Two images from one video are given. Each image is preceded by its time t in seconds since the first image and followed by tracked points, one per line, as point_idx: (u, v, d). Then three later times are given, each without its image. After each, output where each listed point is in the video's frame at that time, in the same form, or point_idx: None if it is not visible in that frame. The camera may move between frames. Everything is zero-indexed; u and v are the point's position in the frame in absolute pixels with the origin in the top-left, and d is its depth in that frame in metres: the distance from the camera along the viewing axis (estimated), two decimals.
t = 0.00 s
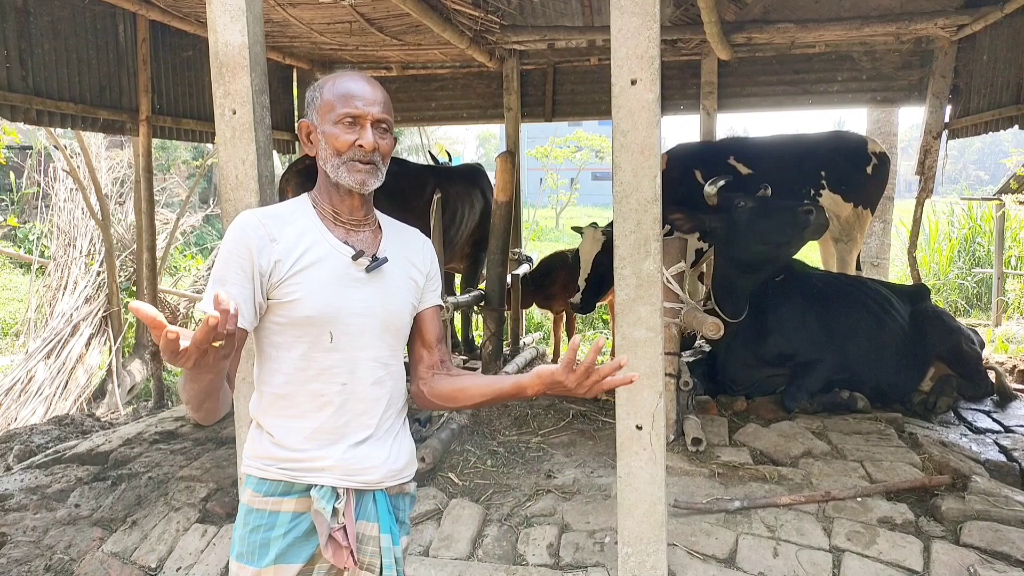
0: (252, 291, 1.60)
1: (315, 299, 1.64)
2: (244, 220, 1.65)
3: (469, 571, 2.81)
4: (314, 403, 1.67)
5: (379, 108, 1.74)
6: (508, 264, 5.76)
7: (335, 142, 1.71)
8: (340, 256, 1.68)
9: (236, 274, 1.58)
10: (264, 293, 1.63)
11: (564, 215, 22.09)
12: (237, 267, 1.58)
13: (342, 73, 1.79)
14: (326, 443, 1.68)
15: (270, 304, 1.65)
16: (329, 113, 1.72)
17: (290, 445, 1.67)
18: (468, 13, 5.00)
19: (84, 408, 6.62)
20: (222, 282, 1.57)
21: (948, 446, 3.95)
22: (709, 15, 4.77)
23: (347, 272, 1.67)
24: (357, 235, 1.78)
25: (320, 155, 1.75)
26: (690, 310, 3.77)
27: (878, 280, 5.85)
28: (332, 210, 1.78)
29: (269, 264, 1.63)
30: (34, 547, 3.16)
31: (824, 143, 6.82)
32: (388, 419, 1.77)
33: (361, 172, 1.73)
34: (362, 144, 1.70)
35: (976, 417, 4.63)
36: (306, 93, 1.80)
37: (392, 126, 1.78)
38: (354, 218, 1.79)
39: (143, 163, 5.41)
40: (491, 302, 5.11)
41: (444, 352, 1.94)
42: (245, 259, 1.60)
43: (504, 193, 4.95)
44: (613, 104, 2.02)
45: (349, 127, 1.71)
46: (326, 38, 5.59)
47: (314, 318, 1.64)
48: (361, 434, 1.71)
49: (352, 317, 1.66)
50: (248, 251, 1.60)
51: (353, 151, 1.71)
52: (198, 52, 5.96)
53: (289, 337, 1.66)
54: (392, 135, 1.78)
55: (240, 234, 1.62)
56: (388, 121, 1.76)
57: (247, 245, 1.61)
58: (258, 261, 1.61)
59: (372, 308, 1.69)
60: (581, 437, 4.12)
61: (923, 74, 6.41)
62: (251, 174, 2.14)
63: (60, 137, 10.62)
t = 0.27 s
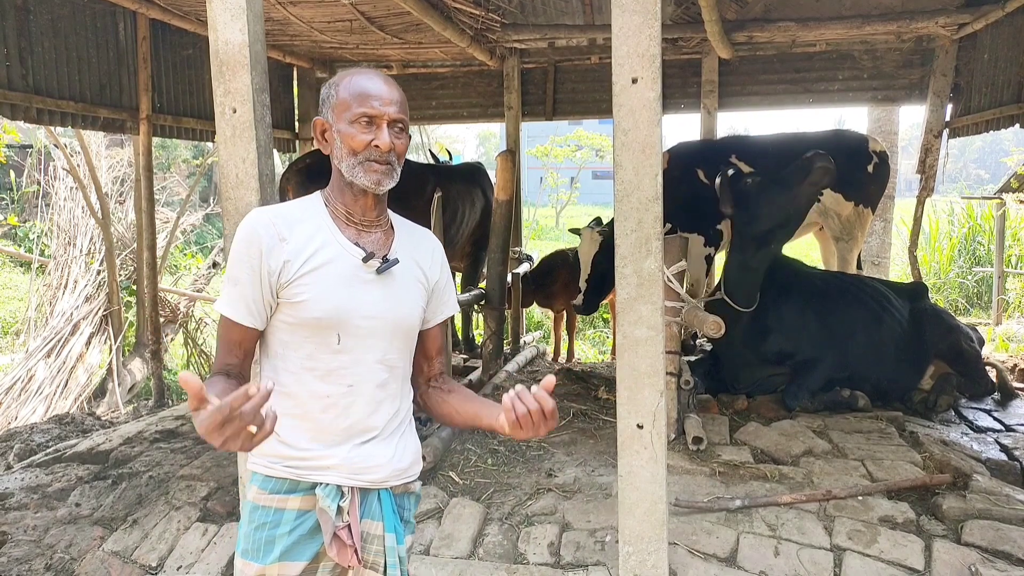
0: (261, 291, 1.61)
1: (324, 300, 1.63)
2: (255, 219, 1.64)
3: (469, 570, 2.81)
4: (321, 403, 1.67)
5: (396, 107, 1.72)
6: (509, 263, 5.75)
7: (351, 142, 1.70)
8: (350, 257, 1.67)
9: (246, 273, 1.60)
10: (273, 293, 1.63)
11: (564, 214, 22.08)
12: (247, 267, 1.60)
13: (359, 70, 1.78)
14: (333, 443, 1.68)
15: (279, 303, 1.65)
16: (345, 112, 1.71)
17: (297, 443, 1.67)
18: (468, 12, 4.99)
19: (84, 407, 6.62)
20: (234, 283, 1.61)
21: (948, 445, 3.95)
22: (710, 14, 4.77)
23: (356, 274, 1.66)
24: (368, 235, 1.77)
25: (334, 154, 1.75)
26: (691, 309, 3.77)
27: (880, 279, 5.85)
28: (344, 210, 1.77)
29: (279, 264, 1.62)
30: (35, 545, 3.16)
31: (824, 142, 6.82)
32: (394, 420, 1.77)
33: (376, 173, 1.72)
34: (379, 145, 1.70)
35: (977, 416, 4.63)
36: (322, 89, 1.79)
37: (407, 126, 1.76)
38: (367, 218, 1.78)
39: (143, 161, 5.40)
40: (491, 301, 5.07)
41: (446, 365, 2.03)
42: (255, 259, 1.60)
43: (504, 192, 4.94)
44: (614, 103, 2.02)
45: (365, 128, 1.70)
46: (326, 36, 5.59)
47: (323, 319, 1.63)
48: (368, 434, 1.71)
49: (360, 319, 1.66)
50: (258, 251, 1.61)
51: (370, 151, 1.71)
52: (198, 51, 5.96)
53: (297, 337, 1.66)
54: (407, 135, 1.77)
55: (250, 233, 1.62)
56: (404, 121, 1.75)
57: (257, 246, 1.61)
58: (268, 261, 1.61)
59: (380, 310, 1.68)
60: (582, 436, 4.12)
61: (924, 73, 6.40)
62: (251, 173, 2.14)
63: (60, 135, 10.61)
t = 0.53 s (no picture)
0: (272, 292, 1.59)
1: (335, 300, 1.62)
2: (265, 216, 1.62)
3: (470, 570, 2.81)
4: (329, 404, 1.67)
5: (389, 104, 1.71)
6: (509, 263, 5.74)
7: (348, 143, 1.70)
8: (360, 258, 1.67)
9: (258, 274, 1.57)
10: (283, 293, 1.61)
11: (564, 214, 22.07)
12: (259, 267, 1.57)
13: (354, 70, 1.77)
14: (340, 443, 1.68)
15: (288, 302, 1.63)
16: (341, 115, 1.71)
17: (304, 444, 1.67)
18: (468, 11, 4.99)
19: (84, 406, 6.62)
20: (247, 282, 1.58)
21: (949, 444, 3.95)
22: (710, 13, 4.76)
23: (366, 274, 1.66)
24: (377, 235, 1.76)
25: (336, 156, 1.75)
26: (692, 308, 3.76)
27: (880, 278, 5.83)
28: (352, 210, 1.75)
29: (291, 264, 1.60)
30: (35, 545, 3.16)
31: (824, 142, 6.82)
32: (399, 421, 1.78)
33: (374, 172, 1.71)
34: (373, 143, 1.69)
35: (978, 416, 4.63)
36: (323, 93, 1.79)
37: (405, 121, 1.74)
38: (374, 218, 1.77)
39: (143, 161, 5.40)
40: (491, 301, 5.07)
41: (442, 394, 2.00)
42: (267, 258, 1.58)
43: (504, 192, 4.94)
44: (615, 102, 2.01)
45: (359, 127, 1.70)
46: (326, 36, 5.58)
47: (333, 320, 1.63)
48: (375, 435, 1.72)
49: (370, 319, 1.66)
50: (270, 251, 1.59)
51: (365, 151, 1.70)
52: (198, 50, 5.95)
53: (306, 337, 1.64)
54: (405, 130, 1.75)
55: (262, 232, 1.60)
56: (400, 116, 1.73)
57: (268, 244, 1.59)
58: (280, 261, 1.59)
59: (389, 311, 1.69)
60: (583, 435, 4.11)
61: (924, 72, 6.39)
62: (251, 172, 2.13)
63: (60, 135, 10.61)
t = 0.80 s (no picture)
0: (273, 294, 1.59)
1: (337, 302, 1.62)
2: (267, 217, 1.61)
3: (470, 569, 2.80)
4: (331, 405, 1.67)
5: (386, 98, 1.70)
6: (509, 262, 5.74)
7: (345, 140, 1.70)
8: (362, 259, 1.66)
9: (259, 276, 1.57)
10: (284, 294, 1.61)
11: (565, 213, 22.05)
12: (260, 269, 1.57)
13: (355, 67, 1.76)
14: (343, 445, 1.68)
15: (290, 303, 1.63)
16: (338, 112, 1.71)
17: (306, 445, 1.66)
18: (468, 10, 4.98)
19: (84, 406, 6.61)
20: (248, 285, 1.58)
21: (950, 444, 3.94)
22: (711, 12, 4.75)
23: (368, 275, 1.66)
24: (380, 236, 1.76)
25: (336, 155, 1.75)
26: (692, 308, 3.75)
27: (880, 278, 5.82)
28: (354, 210, 1.75)
29: (292, 266, 1.60)
30: (34, 545, 3.15)
31: (824, 141, 6.83)
32: (401, 421, 1.78)
33: (372, 169, 1.70)
34: (369, 139, 1.69)
35: (978, 416, 4.62)
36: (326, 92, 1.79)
37: (403, 116, 1.73)
38: (377, 219, 1.77)
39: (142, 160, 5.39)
40: (491, 301, 5.06)
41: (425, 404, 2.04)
42: (268, 260, 1.57)
43: (505, 191, 4.93)
44: (616, 101, 2.01)
45: (355, 124, 1.70)
46: (326, 35, 5.57)
47: (335, 322, 1.62)
48: (377, 437, 1.71)
49: (373, 321, 1.65)
50: (271, 253, 1.58)
51: (361, 148, 1.70)
52: (198, 49, 5.95)
53: (308, 338, 1.64)
54: (404, 126, 1.74)
55: (263, 234, 1.59)
56: (397, 111, 1.71)
57: (270, 245, 1.58)
58: (282, 263, 1.58)
59: (391, 313, 1.68)
60: (583, 435, 4.11)
61: (925, 72, 6.38)
62: (251, 171, 2.13)
63: (59, 135, 10.60)
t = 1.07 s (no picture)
0: (272, 296, 1.58)
1: (336, 303, 1.61)
2: (263, 219, 1.60)
3: (471, 569, 2.79)
4: (331, 406, 1.66)
5: (390, 99, 1.70)
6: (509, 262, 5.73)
7: (348, 139, 1.69)
8: (359, 259, 1.66)
9: (257, 278, 1.56)
10: (282, 296, 1.60)
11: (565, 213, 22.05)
12: (259, 270, 1.56)
13: (350, 65, 1.75)
14: (343, 445, 1.68)
15: (288, 305, 1.62)
16: (340, 110, 1.69)
17: (306, 446, 1.66)
18: (469, 10, 4.97)
19: (84, 406, 6.61)
20: (246, 286, 1.56)
21: (951, 443, 3.94)
22: (711, 11, 4.74)
23: (366, 276, 1.66)
24: (376, 236, 1.75)
25: (332, 153, 1.72)
26: (693, 307, 3.75)
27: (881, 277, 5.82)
28: (348, 210, 1.75)
29: (290, 267, 1.59)
30: (35, 545, 3.15)
31: (825, 141, 6.82)
32: (400, 421, 1.78)
33: (374, 169, 1.70)
34: (374, 140, 1.68)
35: (980, 416, 4.62)
36: (319, 87, 1.76)
37: (404, 118, 1.74)
38: (371, 219, 1.76)
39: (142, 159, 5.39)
40: (492, 300, 5.06)
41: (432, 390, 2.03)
42: (266, 261, 1.57)
43: (505, 191, 4.92)
44: (617, 100, 2.00)
45: (360, 123, 1.68)
46: (326, 34, 5.57)
47: (334, 323, 1.62)
48: (377, 437, 1.72)
49: (371, 322, 1.65)
50: (269, 254, 1.57)
51: (365, 147, 1.68)
52: (198, 48, 5.94)
53: (307, 340, 1.63)
54: (404, 128, 1.74)
55: (260, 235, 1.58)
56: (399, 113, 1.72)
57: (267, 247, 1.57)
58: (280, 264, 1.58)
59: (390, 313, 1.68)
60: (584, 435, 4.10)
61: (925, 71, 6.38)
62: (251, 171, 2.13)
63: (59, 134, 10.60)
